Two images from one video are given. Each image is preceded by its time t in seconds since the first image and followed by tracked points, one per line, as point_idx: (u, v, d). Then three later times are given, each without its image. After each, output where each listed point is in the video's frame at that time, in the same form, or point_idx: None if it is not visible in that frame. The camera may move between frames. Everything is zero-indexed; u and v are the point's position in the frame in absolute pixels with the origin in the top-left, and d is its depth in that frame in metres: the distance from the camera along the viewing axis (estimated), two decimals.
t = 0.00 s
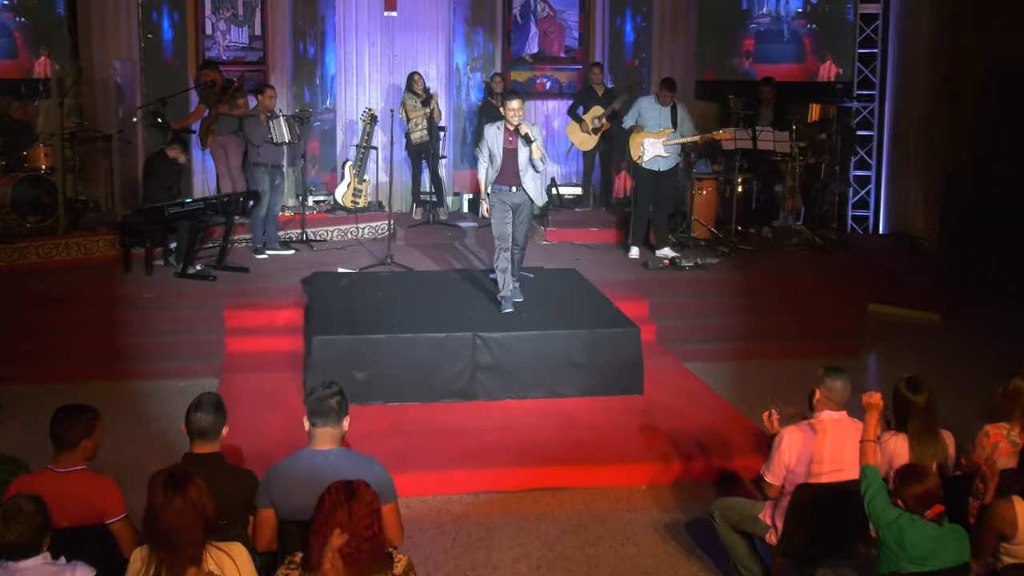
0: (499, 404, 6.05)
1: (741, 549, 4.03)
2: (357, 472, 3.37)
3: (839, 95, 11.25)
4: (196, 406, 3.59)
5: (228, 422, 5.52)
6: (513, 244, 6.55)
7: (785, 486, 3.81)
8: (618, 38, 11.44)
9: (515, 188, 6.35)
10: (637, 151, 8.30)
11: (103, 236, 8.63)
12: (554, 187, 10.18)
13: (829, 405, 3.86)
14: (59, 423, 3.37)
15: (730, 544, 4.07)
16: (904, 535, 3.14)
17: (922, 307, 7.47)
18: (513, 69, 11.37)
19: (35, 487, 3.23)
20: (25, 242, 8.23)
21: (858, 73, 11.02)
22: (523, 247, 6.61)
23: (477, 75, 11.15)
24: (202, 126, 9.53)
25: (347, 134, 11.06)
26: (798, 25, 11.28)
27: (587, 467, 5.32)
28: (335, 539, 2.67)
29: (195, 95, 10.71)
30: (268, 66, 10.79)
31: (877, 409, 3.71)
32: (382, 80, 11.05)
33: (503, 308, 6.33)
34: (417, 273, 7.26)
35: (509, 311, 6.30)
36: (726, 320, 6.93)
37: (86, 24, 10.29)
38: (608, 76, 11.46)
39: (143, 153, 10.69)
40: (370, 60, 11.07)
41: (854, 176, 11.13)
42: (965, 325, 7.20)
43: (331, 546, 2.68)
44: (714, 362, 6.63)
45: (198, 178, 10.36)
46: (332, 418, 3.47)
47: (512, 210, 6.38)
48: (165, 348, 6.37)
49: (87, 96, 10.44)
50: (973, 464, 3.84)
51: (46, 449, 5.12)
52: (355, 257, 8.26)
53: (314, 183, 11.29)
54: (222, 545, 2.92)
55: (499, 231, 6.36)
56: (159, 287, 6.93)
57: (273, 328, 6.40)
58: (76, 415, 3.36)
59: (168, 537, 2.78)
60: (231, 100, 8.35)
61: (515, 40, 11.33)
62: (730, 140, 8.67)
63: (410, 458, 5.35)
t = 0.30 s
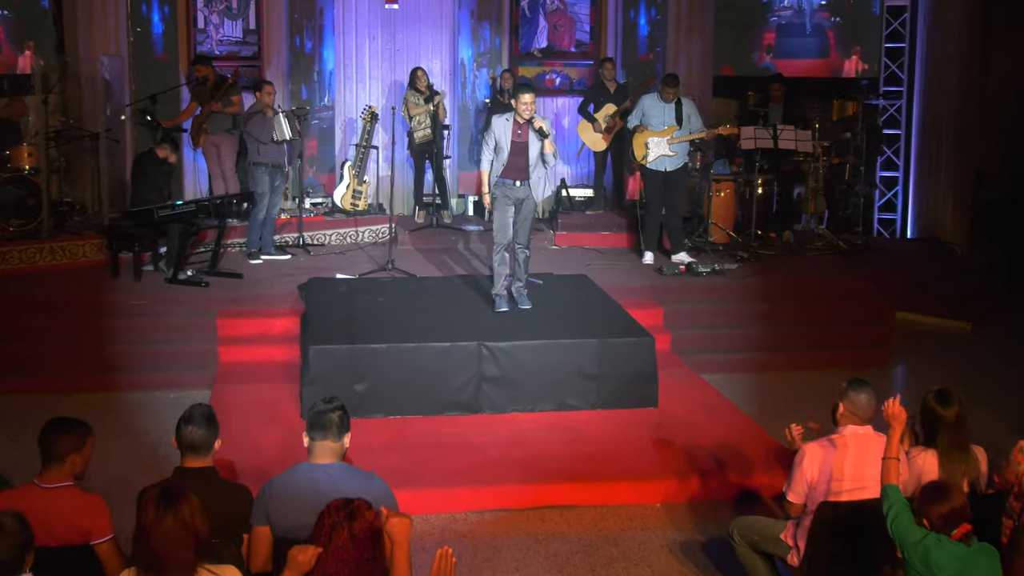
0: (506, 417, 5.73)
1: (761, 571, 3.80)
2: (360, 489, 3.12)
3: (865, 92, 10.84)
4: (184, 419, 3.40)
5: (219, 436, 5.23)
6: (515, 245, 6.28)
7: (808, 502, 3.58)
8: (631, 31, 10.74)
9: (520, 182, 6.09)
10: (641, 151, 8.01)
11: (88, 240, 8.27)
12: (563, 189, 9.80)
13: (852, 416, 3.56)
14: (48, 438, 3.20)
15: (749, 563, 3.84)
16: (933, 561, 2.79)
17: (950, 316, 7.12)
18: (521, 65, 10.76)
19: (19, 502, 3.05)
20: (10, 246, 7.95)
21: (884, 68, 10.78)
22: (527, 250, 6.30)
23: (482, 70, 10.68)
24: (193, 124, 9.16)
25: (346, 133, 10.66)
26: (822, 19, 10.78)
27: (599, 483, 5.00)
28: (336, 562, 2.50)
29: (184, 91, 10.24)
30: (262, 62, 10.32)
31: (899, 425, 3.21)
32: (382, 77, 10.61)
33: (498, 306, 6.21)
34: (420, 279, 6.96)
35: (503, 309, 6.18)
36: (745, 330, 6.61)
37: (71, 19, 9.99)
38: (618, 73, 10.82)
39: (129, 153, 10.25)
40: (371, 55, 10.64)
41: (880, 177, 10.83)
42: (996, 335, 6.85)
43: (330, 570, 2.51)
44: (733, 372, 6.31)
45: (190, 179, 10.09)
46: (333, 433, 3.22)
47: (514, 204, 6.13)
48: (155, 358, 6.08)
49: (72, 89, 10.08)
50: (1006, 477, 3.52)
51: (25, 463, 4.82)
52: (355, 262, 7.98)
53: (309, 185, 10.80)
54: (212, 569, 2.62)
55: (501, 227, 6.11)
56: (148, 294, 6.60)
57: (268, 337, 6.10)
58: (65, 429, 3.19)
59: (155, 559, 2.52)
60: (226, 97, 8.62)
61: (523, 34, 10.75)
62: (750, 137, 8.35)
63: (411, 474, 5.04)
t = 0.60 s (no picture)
0: (511, 433, 5.42)
1: None
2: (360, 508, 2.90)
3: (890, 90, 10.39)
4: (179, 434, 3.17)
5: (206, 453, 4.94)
6: (517, 249, 6.01)
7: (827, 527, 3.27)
8: (643, 26, 10.49)
9: (519, 183, 5.89)
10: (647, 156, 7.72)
11: (71, 245, 8.00)
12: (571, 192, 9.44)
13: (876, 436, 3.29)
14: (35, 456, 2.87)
15: None
16: None
17: (977, 325, 6.79)
18: (527, 62, 10.41)
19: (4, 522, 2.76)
20: None
21: (910, 65, 10.18)
22: (529, 254, 6.04)
23: (488, 66, 10.36)
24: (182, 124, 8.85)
25: (341, 134, 10.27)
26: (843, 13, 10.45)
27: (611, 502, 4.68)
28: None
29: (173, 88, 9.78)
30: (255, 58, 9.93)
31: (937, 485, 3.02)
32: (382, 73, 10.26)
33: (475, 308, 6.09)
34: (420, 287, 6.67)
35: (480, 310, 6.08)
36: (761, 342, 6.33)
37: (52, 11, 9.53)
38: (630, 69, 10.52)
39: (114, 153, 9.83)
40: (369, 52, 10.27)
41: (906, 179, 10.17)
42: None
43: None
44: (750, 385, 5.99)
45: (178, 182, 9.80)
46: (331, 450, 3.00)
47: (514, 206, 5.93)
48: (141, 370, 5.78)
49: (55, 87, 9.67)
50: None
51: (2, 481, 4.51)
52: (351, 269, 7.71)
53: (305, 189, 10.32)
54: None
55: (495, 229, 5.94)
56: (133, 302, 6.37)
57: (261, 348, 5.81)
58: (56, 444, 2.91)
59: None
60: (216, 95, 8.52)
61: (529, 30, 10.39)
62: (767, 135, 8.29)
63: (410, 493, 4.73)
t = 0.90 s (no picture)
0: (514, 452, 5.13)
1: None
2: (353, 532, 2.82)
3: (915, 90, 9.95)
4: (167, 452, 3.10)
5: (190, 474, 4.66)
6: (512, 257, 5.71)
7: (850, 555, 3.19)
8: (654, 23, 10.01)
9: (506, 188, 5.67)
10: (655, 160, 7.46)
11: (51, 255, 7.72)
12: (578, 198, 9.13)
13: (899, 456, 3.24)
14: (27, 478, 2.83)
15: None
16: None
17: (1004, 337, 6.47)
18: (532, 60, 9.96)
19: None
20: None
21: (936, 64, 9.77)
22: (527, 261, 5.73)
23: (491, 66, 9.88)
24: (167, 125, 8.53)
25: (336, 136, 9.87)
26: (865, 9, 9.98)
27: (620, 525, 4.38)
28: None
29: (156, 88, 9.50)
30: (244, 57, 9.58)
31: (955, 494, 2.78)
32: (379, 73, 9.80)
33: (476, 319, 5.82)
34: (418, 298, 6.39)
35: (482, 322, 5.81)
36: (776, 356, 6.04)
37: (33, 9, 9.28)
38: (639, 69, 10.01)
39: (96, 156, 9.51)
40: (365, 50, 9.81)
41: (932, 185, 9.77)
42: None
43: None
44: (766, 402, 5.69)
45: (163, 187, 9.55)
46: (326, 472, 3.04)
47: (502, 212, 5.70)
48: (124, 386, 5.50)
49: (34, 87, 9.40)
50: None
51: None
52: (348, 280, 7.42)
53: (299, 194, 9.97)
54: None
55: (484, 238, 5.73)
56: (116, 314, 6.10)
57: (250, 363, 5.54)
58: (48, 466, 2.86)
59: None
60: (204, 96, 8.31)
61: (533, 26, 9.94)
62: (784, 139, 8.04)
63: (407, 515, 4.44)
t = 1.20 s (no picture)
0: (517, 472, 4.85)
1: None
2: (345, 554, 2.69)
3: (939, 92, 9.72)
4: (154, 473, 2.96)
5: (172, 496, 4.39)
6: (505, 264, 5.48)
7: None
8: (665, 22, 9.70)
9: (496, 195, 5.44)
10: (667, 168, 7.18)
11: (29, 264, 7.44)
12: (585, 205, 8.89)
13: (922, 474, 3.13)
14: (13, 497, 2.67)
15: None
16: None
17: None
18: (536, 60, 9.69)
19: None
20: None
21: (961, 64, 9.54)
22: (521, 269, 5.50)
23: (495, 67, 9.61)
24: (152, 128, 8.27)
25: (330, 140, 9.65)
26: (887, 6, 9.70)
27: (630, 549, 4.10)
28: None
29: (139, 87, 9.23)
30: (233, 57, 9.33)
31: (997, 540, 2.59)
32: (374, 73, 9.58)
33: (477, 331, 5.57)
34: (415, 311, 6.13)
35: (484, 335, 5.56)
36: (789, 371, 5.78)
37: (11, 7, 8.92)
38: (649, 69, 9.72)
39: (77, 159, 9.24)
40: (360, 49, 9.58)
41: (957, 192, 9.48)
42: None
43: None
44: (781, 420, 5.42)
45: (147, 193, 9.29)
46: (319, 494, 2.97)
47: (492, 218, 5.48)
48: (105, 404, 5.24)
49: (12, 88, 9.09)
50: None
51: None
52: (343, 291, 7.16)
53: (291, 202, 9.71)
54: None
55: (478, 247, 5.50)
56: (98, 327, 5.84)
57: (238, 379, 5.28)
58: (35, 488, 2.70)
59: None
60: (192, 97, 8.03)
61: (537, 23, 9.66)
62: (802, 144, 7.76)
63: (403, 539, 4.16)
